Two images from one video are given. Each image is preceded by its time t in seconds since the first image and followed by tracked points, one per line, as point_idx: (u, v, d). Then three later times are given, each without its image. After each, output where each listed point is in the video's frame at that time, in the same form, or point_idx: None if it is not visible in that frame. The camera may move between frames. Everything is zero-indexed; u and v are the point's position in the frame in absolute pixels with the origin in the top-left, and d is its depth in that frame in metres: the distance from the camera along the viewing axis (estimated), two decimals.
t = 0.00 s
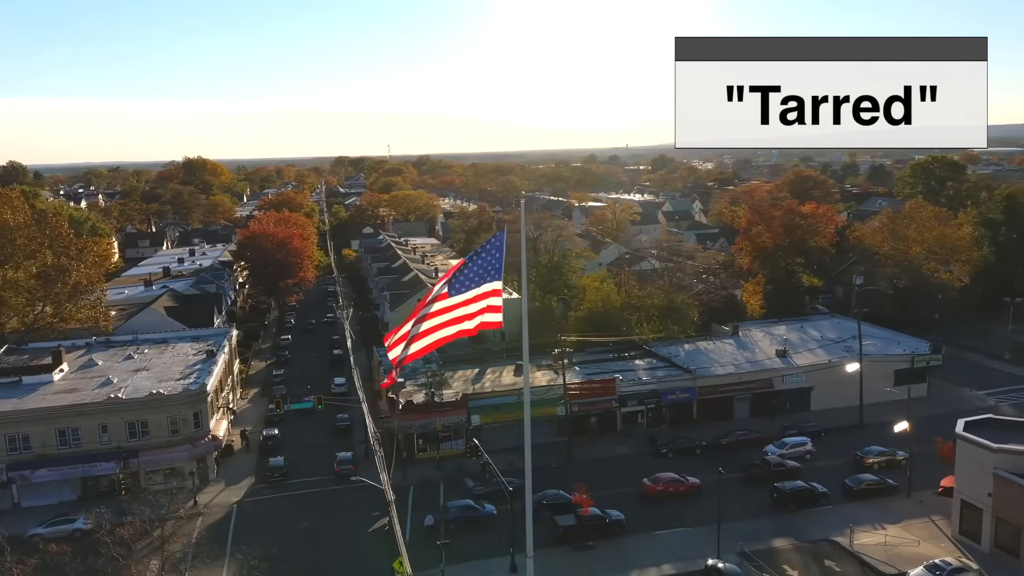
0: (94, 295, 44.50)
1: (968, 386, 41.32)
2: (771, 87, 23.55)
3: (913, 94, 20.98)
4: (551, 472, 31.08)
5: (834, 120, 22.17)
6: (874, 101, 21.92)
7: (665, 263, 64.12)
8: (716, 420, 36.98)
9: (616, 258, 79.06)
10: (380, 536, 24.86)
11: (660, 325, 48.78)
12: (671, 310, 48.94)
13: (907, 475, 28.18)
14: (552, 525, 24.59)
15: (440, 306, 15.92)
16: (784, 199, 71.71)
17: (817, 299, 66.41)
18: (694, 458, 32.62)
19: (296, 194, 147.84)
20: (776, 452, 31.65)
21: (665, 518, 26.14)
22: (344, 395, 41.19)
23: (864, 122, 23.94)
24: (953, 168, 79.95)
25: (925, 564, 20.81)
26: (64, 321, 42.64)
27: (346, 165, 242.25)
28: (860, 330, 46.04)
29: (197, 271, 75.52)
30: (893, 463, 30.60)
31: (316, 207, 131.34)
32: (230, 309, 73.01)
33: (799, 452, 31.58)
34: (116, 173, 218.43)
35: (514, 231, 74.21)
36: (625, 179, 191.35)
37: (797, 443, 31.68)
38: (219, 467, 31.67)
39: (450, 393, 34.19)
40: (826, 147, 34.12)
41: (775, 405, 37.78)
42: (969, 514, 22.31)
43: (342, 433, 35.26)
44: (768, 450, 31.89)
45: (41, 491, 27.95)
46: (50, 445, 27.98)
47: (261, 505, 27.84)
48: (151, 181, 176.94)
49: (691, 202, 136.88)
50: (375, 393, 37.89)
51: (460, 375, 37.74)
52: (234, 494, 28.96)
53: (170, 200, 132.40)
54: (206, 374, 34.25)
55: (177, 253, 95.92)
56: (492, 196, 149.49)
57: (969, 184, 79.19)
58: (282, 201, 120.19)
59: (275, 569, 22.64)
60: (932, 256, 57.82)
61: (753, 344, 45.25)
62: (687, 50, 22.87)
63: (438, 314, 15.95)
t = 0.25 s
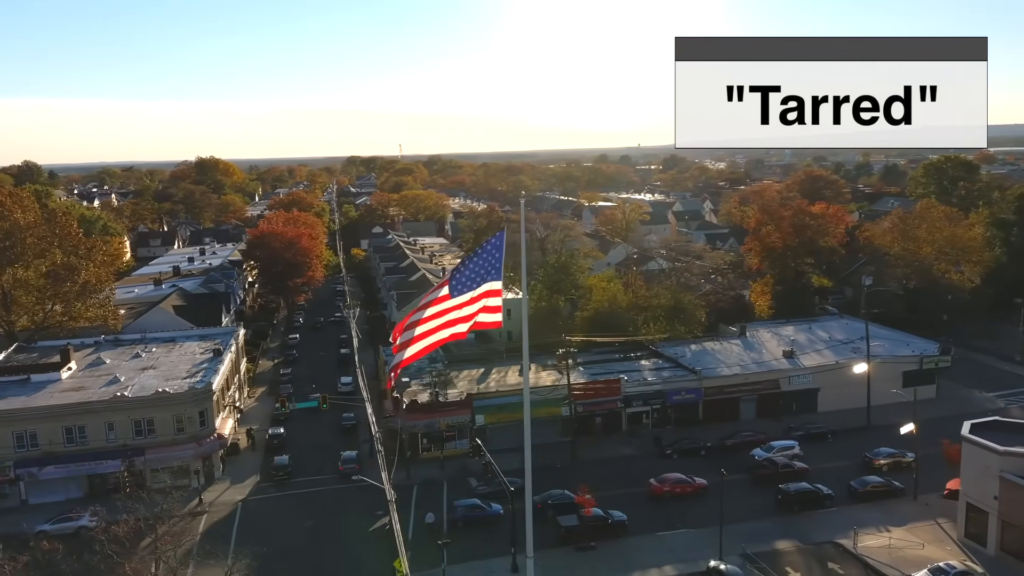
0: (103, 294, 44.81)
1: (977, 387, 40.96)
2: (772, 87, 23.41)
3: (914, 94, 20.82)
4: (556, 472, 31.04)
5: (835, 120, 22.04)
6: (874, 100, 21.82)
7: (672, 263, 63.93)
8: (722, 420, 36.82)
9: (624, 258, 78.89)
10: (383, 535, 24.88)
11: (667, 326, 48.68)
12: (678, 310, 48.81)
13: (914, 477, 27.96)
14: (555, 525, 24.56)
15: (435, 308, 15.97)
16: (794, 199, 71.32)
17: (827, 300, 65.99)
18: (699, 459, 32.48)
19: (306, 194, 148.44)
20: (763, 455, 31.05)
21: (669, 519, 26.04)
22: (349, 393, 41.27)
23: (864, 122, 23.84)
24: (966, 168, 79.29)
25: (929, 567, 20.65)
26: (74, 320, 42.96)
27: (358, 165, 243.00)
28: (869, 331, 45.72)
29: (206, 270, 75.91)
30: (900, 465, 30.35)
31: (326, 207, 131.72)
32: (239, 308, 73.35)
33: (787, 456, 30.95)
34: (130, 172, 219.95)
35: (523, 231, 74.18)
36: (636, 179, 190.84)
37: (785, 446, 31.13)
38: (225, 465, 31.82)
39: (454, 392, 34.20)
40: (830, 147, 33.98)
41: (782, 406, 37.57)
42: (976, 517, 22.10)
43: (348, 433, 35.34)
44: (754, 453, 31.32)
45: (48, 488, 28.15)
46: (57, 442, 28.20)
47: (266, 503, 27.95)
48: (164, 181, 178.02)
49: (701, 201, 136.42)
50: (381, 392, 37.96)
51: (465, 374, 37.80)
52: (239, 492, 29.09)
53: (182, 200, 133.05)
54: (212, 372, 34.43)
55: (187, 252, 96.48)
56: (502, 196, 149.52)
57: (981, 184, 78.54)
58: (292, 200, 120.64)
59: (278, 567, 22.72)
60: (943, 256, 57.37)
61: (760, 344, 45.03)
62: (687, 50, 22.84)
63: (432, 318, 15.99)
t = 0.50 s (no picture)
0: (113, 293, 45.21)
1: (988, 389, 40.57)
2: (772, 87, 23.21)
3: (914, 93, 20.66)
4: (560, 472, 31.01)
5: (835, 119, 21.89)
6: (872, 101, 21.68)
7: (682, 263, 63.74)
8: (728, 422, 36.65)
9: (635, 258, 78.76)
10: (386, 535, 24.92)
11: (674, 326, 48.58)
12: (685, 311, 48.70)
13: (921, 480, 27.72)
14: (557, 525, 24.54)
15: (430, 313, 15.96)
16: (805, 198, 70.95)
17: (838, 301, 65.55)
18: (704, 459, 32.36)
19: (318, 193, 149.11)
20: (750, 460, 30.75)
21: (672, 520, 25.96)
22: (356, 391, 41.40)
23: (865, 123, 23.60)
24: (980, 168, 78.57)
25: (934, 571, 20.48)
26: (84, 318, 43.37)
27: (371, 164, 243.86)
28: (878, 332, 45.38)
29: (217, 269, 76.41)
30: (907, 468, 30.08)
31: (338, 206, 132.26)
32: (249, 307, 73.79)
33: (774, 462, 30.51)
34: (146, 172, 221.78)
35: (532, 230, 74.18)
36: (648, 178, 190.33)
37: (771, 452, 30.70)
38: (231, 463, 32.01)
39: (459, 392, 34.25)
40: (835, 147, 33.76)
41: (790, 407, 37.35)
42: (982, 520, 21.94)
43: (354, 431, 35.46)
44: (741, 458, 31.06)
45: (56, 485, 28.39)
46: (65, 440, 28.46)
47: (271, 501, 28.08)
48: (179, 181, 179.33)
49: (713, 201, 135.87)
50: (387, 391, 38.07)
51: (471, 374, 37.85)
52: (245, 490, 29.25)
53: (195, 199, 133.92)
54: (219, 371, 34.65)
55: (200, 251, 97.19)
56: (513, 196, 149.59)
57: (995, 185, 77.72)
58: (304, 200, 121.20)
59: (282, 565, 22.83)
60: (955, 256, 56.74)
61: (768, 345, 44.81)
62: (686, 50, 22.77)
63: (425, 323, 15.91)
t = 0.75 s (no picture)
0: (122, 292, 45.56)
1: (998, 392, 40.19)
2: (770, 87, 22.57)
3: (914, 94, 20.48)
4: (565, 472, 30.98)
5: (835, 120, 21.72)
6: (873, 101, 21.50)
7: (690, 263, 63.51)
8: (734, 423, 36.49)
9: (643, 257, 78.59)
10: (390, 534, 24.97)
11: (681, 326, 48.45)
12: (692, 311, 48.57)
13: (928, 482, 27.52)
14: (560, 526, 24.51)
15: (420, 320, 16.17)
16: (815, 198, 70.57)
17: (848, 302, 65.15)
18: (710, 461, 32.24)
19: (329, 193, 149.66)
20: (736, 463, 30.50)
21: (676, 521, 25.89)
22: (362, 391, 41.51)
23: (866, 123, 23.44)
24: (994, 168, 77.85)
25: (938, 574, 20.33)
26: (94, 317, 43.75)
27: (383, 164, 244.52)
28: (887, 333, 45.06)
29: (227, 269, 76.82)
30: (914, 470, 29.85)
31: (348, 206, 132.67)
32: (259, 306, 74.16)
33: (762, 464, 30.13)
34: (159, 171, 223.26)
35: (541, 230, 74.16)
36: (659, 178, 189.81)
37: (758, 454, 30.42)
38: (237, 462, 32.18)
39: (464, 392, 34.26)
40: (840, 147, 33.52)
41: (796, 409, 37.15)
42: (988, 524, 21.75)
43: (359, 430, 35.56)
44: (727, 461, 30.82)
45: (63, 483, 28.61)
46: (73, 437, 28.69)
47: (276, 499, 28.18)
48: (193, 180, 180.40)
49: (724, 201, 135.35)
50: (393, 391, 38.16)
51: (477, 374, 37.86)
52: (250, 489, 29.38)
53: (207, 199, 134.63)
54: (226, 369, 34.83)
55: (211, 250, 97.70)
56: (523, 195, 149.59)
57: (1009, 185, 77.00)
58: (315, 199, 121.63)
59: (285, 563, 22.91)
60: (967, 257, 56.31)
61: (776, 346, 44.60)
62: (686, 50, 22.66)
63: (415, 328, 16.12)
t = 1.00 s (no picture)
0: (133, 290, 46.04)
1: (1009, 394, 39.76)
2: (772, 87, 22.26)
3: (914, 93, 20.33)
4: (569, 472, 30.98)
5: (835, 120, 21.62)
6: (875, 100, 21.27)
7: (700, 263, 63.29)
8: (740, 424, 36.31)
9: (653, 257, 78.38)
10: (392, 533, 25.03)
11: (688, 327, 48.32)
12: (700, 312, 48.44)
13: (935, 485, 27.28)
14: (563, 526, 24.52)
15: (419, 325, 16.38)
16: (827, 199, 70.17)
17: (860, 303, 64.73)
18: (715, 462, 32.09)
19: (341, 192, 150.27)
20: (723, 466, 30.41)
21: (680, 522, 25.83)
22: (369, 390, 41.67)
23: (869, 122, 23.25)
24: (1009, 168, 77.06)
25: None
26: (104, 316, 44.23)
27: (397, 164, 245.26)
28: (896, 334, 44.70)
29: (238, 268, 77.29)
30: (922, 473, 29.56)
31: (359, 206, 133.07)
32: (269, 305, 74.55)
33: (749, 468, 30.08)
34: (175, 171, 225.13)
35: (550, 230, 74.10)
36: (672, 178, 189.11)
37: (745, 457, 30.27)
38: (244, 460, 32.38)
39: (469, 391, 34.31)
40: (846, 147, 33.27)
41: (804, 410, 36.92)
42: (994, 527, 21.52)
43: (365, 430, 35.70)
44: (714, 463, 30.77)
45: (71, 480, 28.88)
46: (81, 435, 28.94)
47: (281, 498, 28.32)
48: (207, 180, 181.61)
49: (736, 202, 134.67)
50: (399, 390, 38.25)
51: (483, 373, 37.93)
52: (256, 487, 29.54)
53: (221, 199, 135.42)
54: (233, 368, 35.05)
55: (222, 250, 98.29)
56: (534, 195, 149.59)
57: None
58: (326, 199, 122.09)
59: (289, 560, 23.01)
60: (980, 258, 55.82)
61: (784, 347, 44.37)
62: (687, 50, 22.52)
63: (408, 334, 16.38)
